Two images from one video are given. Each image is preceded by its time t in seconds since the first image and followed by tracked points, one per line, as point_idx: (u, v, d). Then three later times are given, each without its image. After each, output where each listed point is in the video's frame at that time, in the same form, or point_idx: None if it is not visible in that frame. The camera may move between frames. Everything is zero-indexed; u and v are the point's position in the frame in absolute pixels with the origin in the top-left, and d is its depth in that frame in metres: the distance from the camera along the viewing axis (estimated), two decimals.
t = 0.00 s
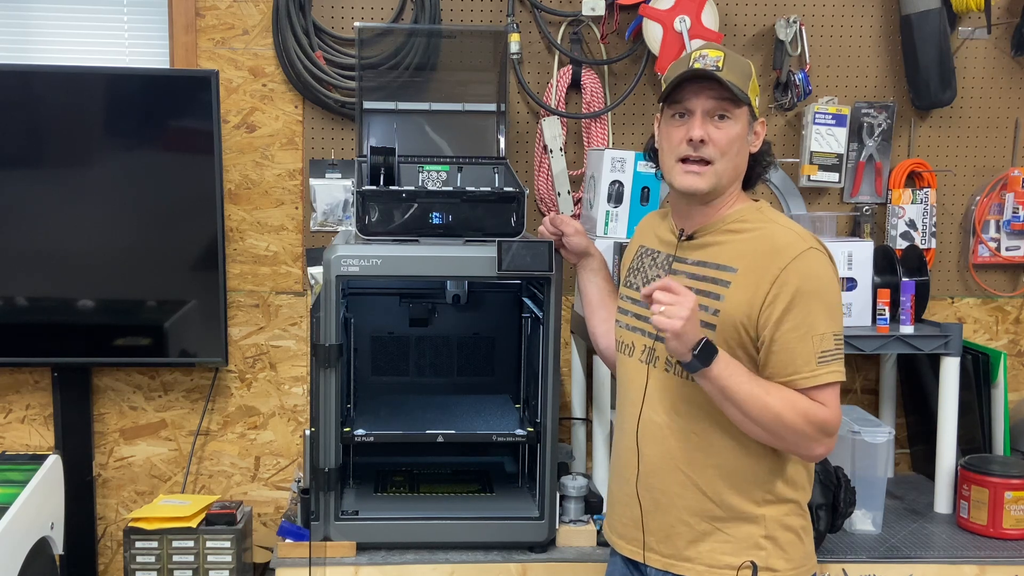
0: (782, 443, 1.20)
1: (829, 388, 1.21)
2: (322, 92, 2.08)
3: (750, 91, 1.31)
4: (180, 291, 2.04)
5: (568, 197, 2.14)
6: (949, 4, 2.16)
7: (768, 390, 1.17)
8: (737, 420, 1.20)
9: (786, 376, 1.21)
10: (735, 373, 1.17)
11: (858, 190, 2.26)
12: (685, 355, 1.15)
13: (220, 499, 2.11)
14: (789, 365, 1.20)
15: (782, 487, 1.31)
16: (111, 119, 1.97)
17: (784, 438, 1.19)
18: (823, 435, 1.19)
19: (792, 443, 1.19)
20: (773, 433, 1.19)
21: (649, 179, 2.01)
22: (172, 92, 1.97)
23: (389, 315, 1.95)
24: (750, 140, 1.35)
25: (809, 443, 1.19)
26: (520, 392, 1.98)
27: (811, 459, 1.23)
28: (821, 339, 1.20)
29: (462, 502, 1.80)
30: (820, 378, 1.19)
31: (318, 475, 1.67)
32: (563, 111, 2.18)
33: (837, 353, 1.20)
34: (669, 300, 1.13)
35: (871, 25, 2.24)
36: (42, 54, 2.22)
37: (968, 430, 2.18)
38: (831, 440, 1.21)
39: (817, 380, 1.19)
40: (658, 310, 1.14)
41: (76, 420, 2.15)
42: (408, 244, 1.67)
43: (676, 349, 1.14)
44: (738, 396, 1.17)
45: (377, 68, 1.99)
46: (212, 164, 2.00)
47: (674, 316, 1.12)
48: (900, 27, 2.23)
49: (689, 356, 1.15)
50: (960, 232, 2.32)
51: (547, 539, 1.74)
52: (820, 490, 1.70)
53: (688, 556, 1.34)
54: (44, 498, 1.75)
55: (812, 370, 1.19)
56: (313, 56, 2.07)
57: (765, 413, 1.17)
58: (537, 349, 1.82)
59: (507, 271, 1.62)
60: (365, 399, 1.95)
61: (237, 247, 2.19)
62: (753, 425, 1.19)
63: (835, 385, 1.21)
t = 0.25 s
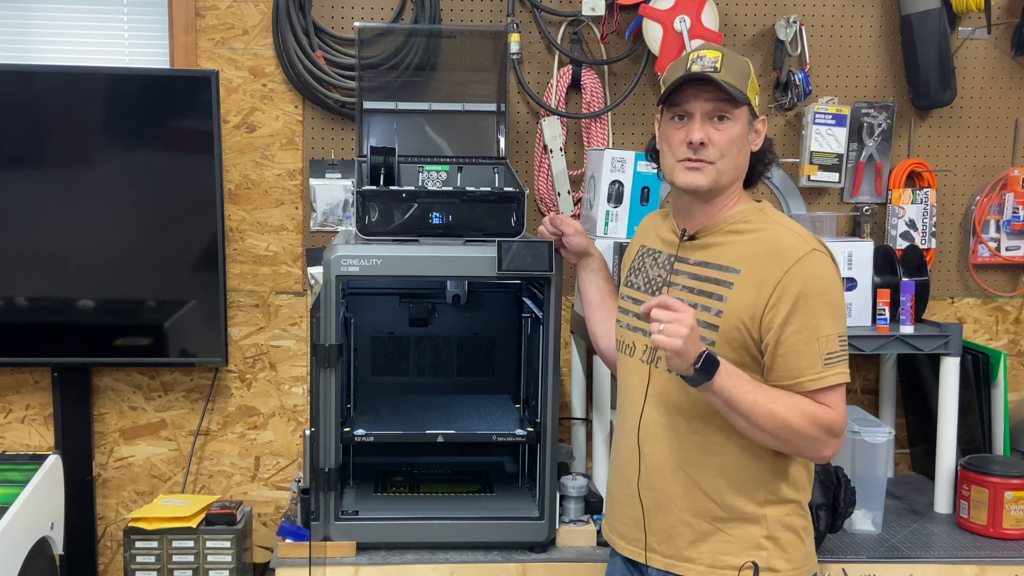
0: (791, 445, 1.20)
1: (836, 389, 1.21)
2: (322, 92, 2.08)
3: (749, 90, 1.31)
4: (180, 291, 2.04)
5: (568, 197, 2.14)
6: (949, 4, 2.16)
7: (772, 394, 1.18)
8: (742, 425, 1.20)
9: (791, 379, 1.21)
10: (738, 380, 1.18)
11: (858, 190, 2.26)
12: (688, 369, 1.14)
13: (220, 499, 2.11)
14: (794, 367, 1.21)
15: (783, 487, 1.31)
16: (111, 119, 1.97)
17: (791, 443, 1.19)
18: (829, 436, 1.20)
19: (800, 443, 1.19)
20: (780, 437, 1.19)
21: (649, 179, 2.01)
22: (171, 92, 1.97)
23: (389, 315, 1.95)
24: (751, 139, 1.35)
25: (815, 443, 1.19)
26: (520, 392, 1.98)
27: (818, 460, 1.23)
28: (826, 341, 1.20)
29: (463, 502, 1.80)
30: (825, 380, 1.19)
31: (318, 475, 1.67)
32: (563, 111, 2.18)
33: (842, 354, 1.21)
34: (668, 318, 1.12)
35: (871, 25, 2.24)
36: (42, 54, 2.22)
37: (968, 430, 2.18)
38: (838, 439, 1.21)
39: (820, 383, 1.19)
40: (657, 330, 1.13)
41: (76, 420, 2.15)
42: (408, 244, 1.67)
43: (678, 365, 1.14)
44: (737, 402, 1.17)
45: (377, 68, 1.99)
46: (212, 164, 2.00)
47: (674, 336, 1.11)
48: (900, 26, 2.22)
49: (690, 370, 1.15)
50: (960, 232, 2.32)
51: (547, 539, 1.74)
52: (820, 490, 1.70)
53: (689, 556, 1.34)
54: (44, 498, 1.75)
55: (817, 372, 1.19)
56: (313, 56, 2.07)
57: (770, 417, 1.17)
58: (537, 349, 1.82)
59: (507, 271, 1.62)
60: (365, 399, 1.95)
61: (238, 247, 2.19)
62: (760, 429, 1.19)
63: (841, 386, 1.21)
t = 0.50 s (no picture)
0: (796, 445, 1.20)
1: (839, 388, 1.22)
2: (322, 92, 2.08)
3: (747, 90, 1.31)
4: (180, 291, 2.04)
5: (568, 197, 2.14)
6: (949, 4, 2.16)
7: (777, 394, 1.18)
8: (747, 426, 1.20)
9: (795, 378, 1.21)
10: (743, 381, 1.17)
11: (858, 190, 2.26)
12: (691, 371, 1.14)
13: (220, 499, 2.11)
14: (798, 366, 1.20)
15: (784, 487, 1.31)
16: (111, 119, 1.97)
17: (796, 442, 1.19)
18: (833, 435, 1.20)
19: (805, 442, 1.19)
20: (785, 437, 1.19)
21: (649, 179, 2.01)
22: (172, 92, 1.97)
23: (389, 315, 1.95)
24: (750, 138, 1.35)
25: (820, 443, 1.20)
26: (520, 392, 1.98)
27: (822, 459, 1.23)
28: (830, 340, 1.20)
29: (463, 503, 1.80)
30: (829, 379, 1.19)
31: (318, 475, 1.67)
32: (563, 111, 2.18)
33: (845, 353, 1.21)
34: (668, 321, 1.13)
35: (871, 25, 2.24)
36: (42, 54, 2.22)
37: (968, 430, 2.18)
38: (841, 438, 1.21)
39: (825, 382, 1.19)
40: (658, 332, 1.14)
41: (76, 420, 2.14)
42: (408, 244, 1.67)
43: (681, 368, 1.14)
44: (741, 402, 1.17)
45: (377, 68, 1.99)
46: (212, 164, 2.00)
47: (674, 337, 1.12)
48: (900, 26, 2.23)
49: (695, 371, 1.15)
50: (960, 232, 2.32)
51: (547, 538, 1.74)
52: (821, 490, 1.69)
53: (690, 556, 1.34)
54: (43, 498, 1.75)
55: (822, 371, 1.19)
56: (313, 56, 2.07)
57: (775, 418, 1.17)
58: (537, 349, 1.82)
59: (507, 271, 1.62)
60: (366, 399, 1.95)
61: (238, 247, 2.19)
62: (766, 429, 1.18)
63: (844, 385, 1.22)
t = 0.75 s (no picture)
0: (797, 447, 1.20)
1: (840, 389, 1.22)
2: (322, 92, 2.08)
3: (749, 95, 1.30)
4: (180, 291, 2.04)
5: (569, 197, 2.13)
6: (949, 4, 2.16)
7: (776, 397, 1.18)
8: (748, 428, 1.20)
9: (795, 380, 1.21)
10: (743, 384, 1.17)
11: (858, 190, 2.26)
12: (693, 373, 1.15)
13: (220, 499, 2.11)
14: (799, 368, 1.21)
15: (785, 488, 1.31)
16: (111, 119, 1.97)
17: (796, 443, 1.19)
18: (834, 436, 1.20)
19: (806, 444, 1.19)
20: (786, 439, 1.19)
21: (649, 179, 2.01)
22: (172, 92, 1.97)
23: (389, 315, 1.95)
24: (751, 141, 1.34)
25: (821, 444, 1.20)
26: (520, 392, 1.98)
27: (824, 460, 1.23)
28: (831, 340, 1.20)
29: (463, 503, 1.80)
30: (830, 380, 1.19)
31: (318, 475, 1.67)
32: (563, 111, 2.18)
33: (846, 353, 1.21)
34: (673, 321, 1.13)
35: (871, 25, 2.24)
36: (42, 54, 2.22)
37: (968, 430, 2.18)
38: (843, 439, 1.22)
39: (826, 383, 1.19)
40: (661, 334, 1.13)
41: (76, 420, 2.14)
42: (408, 244, 1.67)
43: (683, 369, 1.14)
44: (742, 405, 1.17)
45: (377, 68, 1.99)
46: (212, 164, 2.00)
47: (678, 339, 1.12)
48: (900, 27, 2.23)
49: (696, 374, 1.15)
50: (959, 232, 2.32)
51: (547, 539, 1.74)
52: (821, 490, 1.69)
53: (691, 556, 1.34)
54: (44, 498, 1.75)
55: (822, 372, 1.20)
56: (313, 56, 2.07)
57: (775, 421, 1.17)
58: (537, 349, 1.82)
59: (507, 271, 1.62)
60: (366, 399, 1.95)
61: (238, 247, 2.19)
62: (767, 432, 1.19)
63: (844, 386, 1.22)
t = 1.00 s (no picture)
0: (800, 446, 1.20)
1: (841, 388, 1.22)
2: (322, 92, 2.08)
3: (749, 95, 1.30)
4: (180, 291, 2.04)
5: (568, 198, 2.13)
6: (949, 4, 2.16)
7: (780, 396, 1.18)
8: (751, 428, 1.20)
9: (796, 380, 1.21)
10: (746, 383, 1.17)
11: (858, 190, 2.26)
12: (696, 372, 1.14)
13: (220, 499, 2.11)
14: (800, 368, 1.21)
15: (785, 488, 1.31)
16: (111, 119, 1.97)
17: (798, 443, 1.19)
18: (836, 435, 1.20)
19: (810, 442, 1.19)
20: (789, 438, 1.19)
21: (649, 179, 2.01)
22: (172, 92, 1.97)
23: (389, 315, 1.95)
24: (751, 142, 1.34)
25: (823, 443, 1.20)
26: (520, 392, 1.98)
27: (826, 460, 1.23)
28: (831, 340, 1.20)
29: (462, 503, 1.80)
30: (831, 380, 1.19)
31: (318, 475, 1.67)
32: (563, 111, 2.18)
33: (847, 353, 1.21)
34: (678, 319, 1.12)
35: (871, 25, 2.24)
36: (42, 55, 2.22)
37: (968, 430, 2.18)
38: (844, 438, 1.22)
39: (828, 382, 1.19)
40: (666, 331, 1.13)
41: (76, 420, 2.14)
42: (408, 244, 1.67)
43: (687, 368, 1.14)
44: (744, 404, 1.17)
45: (377, 68, 1.99)
46: (212, 164, 2.00)
47: (682, 337, 1.11)
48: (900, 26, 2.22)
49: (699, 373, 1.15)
50: (960, 232, 2.32)
51: (547, 539, 1.74)
52: (821, 491, 1.69)
53: (691, 557, 1.35)
54: (44, 498, 1.75)
55: (824, 372, 1.20)
56: (313, 56, 2.08)
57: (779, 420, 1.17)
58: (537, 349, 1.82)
59: (507, 271, 1.62)
60: (366, 399, 1.95)
61: (238, 247, 2.19)
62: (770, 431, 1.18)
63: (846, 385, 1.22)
